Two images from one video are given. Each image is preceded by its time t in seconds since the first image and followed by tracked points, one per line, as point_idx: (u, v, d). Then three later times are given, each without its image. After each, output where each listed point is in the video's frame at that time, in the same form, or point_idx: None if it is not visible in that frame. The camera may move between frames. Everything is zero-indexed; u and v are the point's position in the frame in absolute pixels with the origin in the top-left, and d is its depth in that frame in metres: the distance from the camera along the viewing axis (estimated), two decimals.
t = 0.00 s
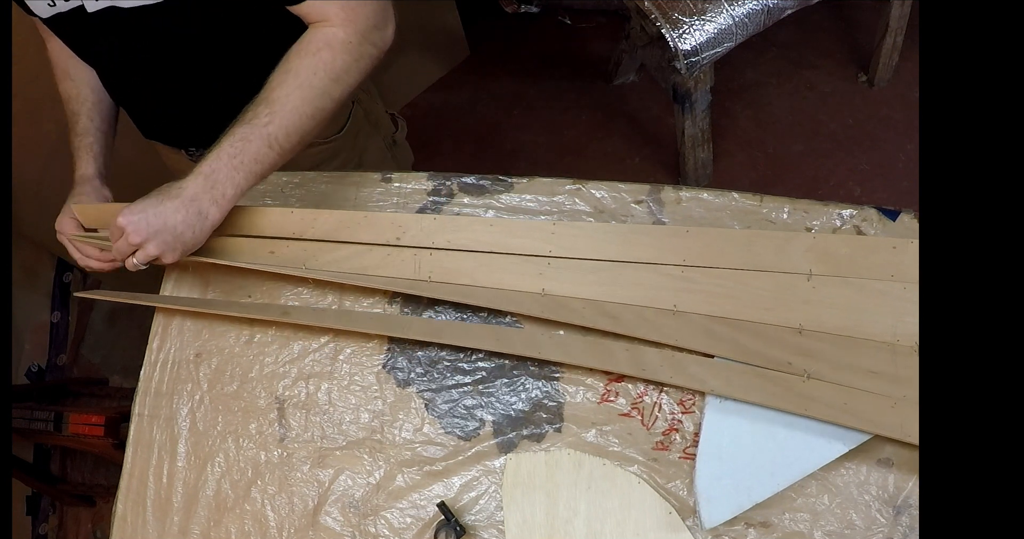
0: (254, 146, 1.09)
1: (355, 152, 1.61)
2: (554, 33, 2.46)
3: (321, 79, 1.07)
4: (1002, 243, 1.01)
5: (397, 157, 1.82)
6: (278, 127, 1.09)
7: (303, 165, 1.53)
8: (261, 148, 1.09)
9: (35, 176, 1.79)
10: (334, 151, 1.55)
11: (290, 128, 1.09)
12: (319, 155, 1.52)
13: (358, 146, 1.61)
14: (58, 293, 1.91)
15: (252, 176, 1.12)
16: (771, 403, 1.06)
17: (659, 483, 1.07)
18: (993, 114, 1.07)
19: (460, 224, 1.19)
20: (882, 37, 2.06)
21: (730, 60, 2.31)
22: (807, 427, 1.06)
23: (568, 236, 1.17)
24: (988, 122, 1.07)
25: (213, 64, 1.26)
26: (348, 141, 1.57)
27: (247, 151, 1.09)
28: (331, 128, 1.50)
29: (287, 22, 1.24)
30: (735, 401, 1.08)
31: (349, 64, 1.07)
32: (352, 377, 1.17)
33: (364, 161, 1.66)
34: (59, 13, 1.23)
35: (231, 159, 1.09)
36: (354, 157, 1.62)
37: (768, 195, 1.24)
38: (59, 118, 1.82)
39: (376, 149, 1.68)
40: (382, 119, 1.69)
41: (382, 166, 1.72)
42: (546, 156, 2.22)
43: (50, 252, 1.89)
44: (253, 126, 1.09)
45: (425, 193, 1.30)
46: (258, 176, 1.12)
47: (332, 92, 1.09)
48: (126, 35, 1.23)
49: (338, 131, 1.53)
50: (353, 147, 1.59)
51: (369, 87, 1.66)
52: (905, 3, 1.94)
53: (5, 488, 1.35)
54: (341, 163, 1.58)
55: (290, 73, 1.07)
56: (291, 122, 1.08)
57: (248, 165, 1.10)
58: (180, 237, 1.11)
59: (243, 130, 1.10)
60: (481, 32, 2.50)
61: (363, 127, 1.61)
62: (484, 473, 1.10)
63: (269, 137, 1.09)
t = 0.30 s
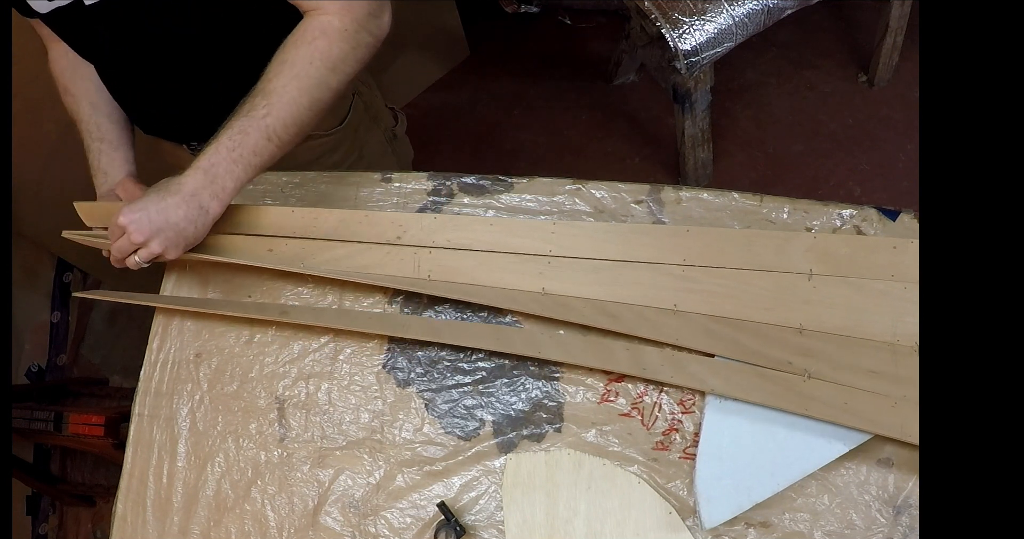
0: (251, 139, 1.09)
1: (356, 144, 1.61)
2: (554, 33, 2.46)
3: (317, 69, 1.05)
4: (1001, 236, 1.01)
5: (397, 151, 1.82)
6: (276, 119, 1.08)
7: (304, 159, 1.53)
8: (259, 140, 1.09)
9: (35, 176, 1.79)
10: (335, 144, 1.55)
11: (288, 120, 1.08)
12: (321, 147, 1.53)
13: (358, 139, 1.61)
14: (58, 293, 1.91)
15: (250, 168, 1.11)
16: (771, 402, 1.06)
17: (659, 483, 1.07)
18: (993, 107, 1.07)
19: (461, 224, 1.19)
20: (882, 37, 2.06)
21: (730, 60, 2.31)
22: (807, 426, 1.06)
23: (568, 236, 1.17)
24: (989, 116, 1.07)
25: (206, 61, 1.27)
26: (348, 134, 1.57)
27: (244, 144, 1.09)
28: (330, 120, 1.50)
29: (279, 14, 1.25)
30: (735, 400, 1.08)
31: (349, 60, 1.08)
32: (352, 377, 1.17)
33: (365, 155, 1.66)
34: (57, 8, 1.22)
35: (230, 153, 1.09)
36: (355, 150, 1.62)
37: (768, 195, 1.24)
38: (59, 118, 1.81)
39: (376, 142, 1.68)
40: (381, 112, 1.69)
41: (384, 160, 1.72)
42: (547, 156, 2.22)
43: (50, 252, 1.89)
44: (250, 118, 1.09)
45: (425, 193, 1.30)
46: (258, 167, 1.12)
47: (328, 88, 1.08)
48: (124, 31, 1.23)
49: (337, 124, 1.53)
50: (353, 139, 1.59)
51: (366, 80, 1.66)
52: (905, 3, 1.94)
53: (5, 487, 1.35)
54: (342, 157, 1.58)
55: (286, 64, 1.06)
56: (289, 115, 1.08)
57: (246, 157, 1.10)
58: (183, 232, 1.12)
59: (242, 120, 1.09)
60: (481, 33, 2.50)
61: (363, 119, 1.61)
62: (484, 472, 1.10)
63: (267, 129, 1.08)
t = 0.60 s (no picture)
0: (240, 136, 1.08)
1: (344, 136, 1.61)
2: (554, 33, 2.46)
3: (301, 56, 1.06)
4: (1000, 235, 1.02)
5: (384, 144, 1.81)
6: (266, 112, 1.08)
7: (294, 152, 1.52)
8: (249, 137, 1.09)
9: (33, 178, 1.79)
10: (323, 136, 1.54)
11: (279, 111, 1.08)
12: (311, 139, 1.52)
13: (345, 130, 1.61)
14: (58, 293, 1.91)
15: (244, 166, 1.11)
16: (772, 403, 1.06)
17: (659, 483, 1.07)
18: (992, 108, 1.07)
19: (460, 224, 1.19)
20: (882, 37, 2.06)
21: (730, 60, 2.31)
22: (807, 427, 1.06)
23: (568, 237, 1.17)
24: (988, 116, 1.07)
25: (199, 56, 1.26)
26: (336, 124, 1.56)
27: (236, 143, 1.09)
28: (319, 111, 1.50)
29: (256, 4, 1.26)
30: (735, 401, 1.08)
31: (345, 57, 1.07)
32: (352, 377, 1.17)
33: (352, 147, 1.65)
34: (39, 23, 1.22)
35: (224, 153, 1.09)
36: (344, 142, 1.61)
37: (768, 195, 1.24)
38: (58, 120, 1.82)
39: (362, 133, 1.67)
40: (363, 103, 1.68)
41: (370, 152, 1.72)
42: (547, 156, 2.22)
43: (50, 252, 1.89)
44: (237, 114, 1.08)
45: (425, 193, 1.30)
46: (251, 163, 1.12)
47: (313, 81, 1.09)
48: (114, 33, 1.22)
49: (326, 114, 1.52)
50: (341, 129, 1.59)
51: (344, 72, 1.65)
52: (905, 3, 1.94)
53: (6, 487, 1.35)
54: (331, 148, 1.58)
55: (267, 53, 1.07)
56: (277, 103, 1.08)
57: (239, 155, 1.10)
58: (185, 237, 1.12)
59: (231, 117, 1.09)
60: (481, 32, 2.50)
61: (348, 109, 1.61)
62: (484, 472, 1.10)
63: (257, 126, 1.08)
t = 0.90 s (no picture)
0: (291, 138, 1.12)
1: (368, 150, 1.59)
2: (553, 32, 2.46)
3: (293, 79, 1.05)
4: (1001, 244, 1.04)
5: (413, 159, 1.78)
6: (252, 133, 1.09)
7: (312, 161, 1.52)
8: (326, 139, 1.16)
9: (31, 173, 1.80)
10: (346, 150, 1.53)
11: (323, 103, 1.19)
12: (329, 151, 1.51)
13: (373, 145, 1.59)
14: (58, 294, 1.89)
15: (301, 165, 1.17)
16: (772, 403, 1.06)
17: (659, 483, 1.07)
18: (992, 117, 1.08)
19: (461, 226, 1.19)
20: (882, 37, 2.06)
21: (730, 59, 2.31)
22: (807, 427, 1.06)
23: (568, 238, 1.17)
24: (988, 125, 1.09)
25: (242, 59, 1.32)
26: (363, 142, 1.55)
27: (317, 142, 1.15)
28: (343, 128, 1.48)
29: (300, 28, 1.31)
30: (735, 402, 1.08)
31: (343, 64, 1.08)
32: (352, 377, 1.17)
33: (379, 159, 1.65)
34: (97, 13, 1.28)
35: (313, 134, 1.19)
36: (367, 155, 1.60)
37: (768, 195, 1.24)
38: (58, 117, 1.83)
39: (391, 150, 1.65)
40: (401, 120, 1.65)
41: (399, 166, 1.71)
42: (547, 156, 2.22)
43: (50, 252, 1.88)
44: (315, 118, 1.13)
45: (425, 192, 1.30)
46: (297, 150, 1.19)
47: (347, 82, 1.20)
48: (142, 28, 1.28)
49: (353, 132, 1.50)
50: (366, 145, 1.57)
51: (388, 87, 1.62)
52: (906, 3, 1.94)
53: (6, 487, 1.35)
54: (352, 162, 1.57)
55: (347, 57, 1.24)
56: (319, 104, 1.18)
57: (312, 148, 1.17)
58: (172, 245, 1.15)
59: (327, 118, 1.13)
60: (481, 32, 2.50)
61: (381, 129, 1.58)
62: (484, 472, 1.10)
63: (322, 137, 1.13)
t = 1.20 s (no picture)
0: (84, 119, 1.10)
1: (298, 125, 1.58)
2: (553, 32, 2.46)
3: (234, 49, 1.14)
4: (1002, 245, 1.04)
5: (347, 144, 1.79)
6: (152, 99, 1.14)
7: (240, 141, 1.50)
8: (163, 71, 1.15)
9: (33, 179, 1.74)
10: (275, 124, 1.52)
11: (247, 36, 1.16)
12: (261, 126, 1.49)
13: (299, 121, 1.58)
14: (58, 294, 1.89)
15: (109, 124, 1.10)
16: (772, 403, 1.06)
17: (659, 483, 1.07)
18: (993, 116, 1.08)
19: (460, 225, 1.19)
20: (882, 37, 2.06)
21: (730, 60, 2.31)
22: (807, 427, 1.06)
23: (567, 238, 1.17)
24: (988, 125, 1.09)
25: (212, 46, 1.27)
26: (288, 113, 1.54)
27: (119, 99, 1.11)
28: (272, 99, 1.48)
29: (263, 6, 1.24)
30: (735, 402, 1.08)
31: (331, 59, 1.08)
32: (352, 377, 1.17)
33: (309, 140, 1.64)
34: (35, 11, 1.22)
35: (188, 52, 1.15)
36: (299, 136, 1.60)
37: (768, 195, 1.24)
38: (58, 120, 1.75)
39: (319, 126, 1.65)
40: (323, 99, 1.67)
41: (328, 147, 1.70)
42: (546, 156, 2.22)
43: (49, 251, 1.87)
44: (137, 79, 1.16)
45: (425, 193, 1.30)
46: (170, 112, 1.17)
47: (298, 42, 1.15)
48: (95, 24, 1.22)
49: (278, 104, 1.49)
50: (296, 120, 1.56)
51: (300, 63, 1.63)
52: (906, 3, 1.94)
53: (7, 487, 1.35)
54: (275, 142, 1.55)
55: None
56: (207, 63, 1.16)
57: (166, 87, 1.15)
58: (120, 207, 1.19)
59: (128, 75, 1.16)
60: (481, 32, 2.50)
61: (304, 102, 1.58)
62: (484, 473, 1.10)
63: (132, 83, 1.13)
